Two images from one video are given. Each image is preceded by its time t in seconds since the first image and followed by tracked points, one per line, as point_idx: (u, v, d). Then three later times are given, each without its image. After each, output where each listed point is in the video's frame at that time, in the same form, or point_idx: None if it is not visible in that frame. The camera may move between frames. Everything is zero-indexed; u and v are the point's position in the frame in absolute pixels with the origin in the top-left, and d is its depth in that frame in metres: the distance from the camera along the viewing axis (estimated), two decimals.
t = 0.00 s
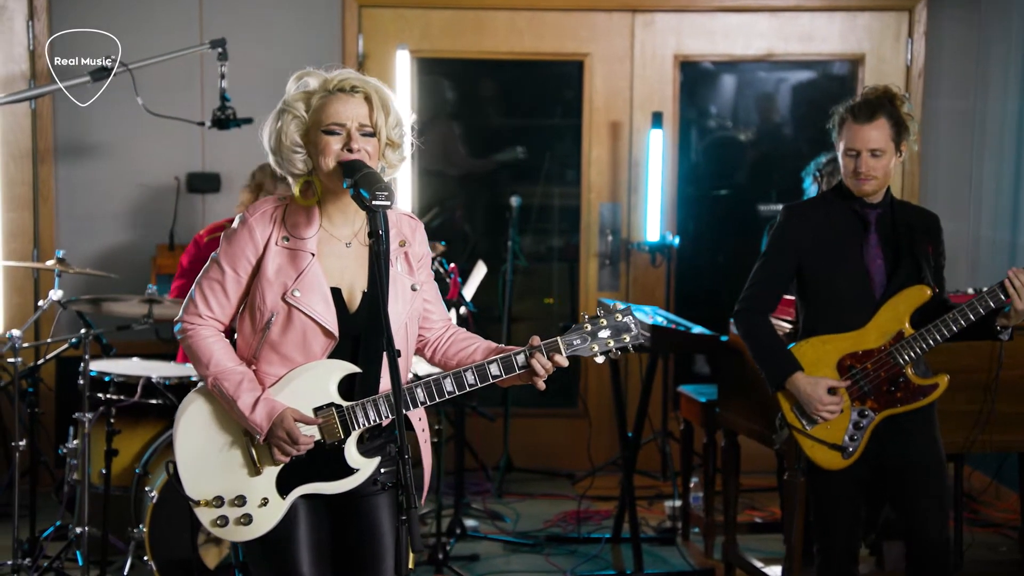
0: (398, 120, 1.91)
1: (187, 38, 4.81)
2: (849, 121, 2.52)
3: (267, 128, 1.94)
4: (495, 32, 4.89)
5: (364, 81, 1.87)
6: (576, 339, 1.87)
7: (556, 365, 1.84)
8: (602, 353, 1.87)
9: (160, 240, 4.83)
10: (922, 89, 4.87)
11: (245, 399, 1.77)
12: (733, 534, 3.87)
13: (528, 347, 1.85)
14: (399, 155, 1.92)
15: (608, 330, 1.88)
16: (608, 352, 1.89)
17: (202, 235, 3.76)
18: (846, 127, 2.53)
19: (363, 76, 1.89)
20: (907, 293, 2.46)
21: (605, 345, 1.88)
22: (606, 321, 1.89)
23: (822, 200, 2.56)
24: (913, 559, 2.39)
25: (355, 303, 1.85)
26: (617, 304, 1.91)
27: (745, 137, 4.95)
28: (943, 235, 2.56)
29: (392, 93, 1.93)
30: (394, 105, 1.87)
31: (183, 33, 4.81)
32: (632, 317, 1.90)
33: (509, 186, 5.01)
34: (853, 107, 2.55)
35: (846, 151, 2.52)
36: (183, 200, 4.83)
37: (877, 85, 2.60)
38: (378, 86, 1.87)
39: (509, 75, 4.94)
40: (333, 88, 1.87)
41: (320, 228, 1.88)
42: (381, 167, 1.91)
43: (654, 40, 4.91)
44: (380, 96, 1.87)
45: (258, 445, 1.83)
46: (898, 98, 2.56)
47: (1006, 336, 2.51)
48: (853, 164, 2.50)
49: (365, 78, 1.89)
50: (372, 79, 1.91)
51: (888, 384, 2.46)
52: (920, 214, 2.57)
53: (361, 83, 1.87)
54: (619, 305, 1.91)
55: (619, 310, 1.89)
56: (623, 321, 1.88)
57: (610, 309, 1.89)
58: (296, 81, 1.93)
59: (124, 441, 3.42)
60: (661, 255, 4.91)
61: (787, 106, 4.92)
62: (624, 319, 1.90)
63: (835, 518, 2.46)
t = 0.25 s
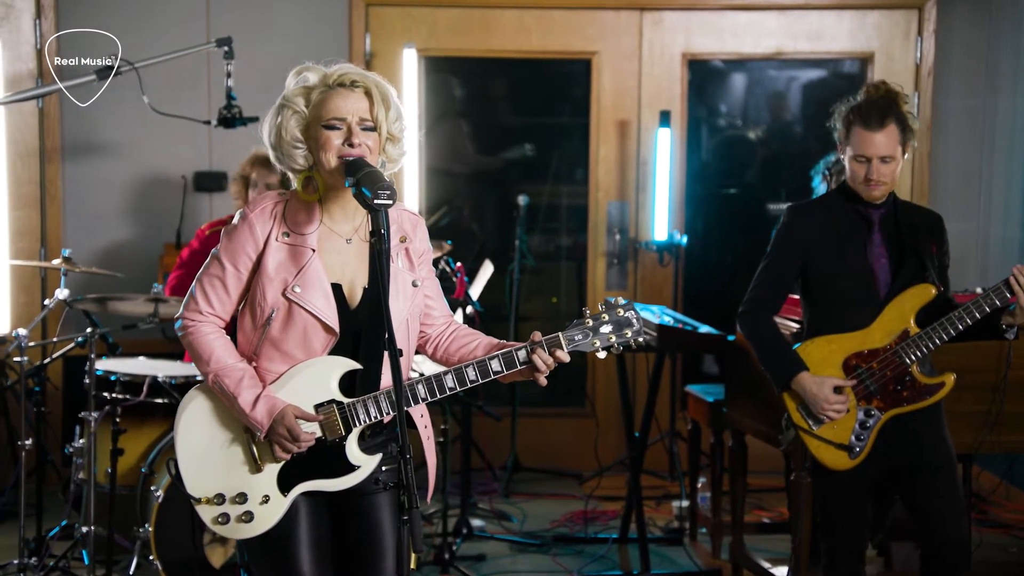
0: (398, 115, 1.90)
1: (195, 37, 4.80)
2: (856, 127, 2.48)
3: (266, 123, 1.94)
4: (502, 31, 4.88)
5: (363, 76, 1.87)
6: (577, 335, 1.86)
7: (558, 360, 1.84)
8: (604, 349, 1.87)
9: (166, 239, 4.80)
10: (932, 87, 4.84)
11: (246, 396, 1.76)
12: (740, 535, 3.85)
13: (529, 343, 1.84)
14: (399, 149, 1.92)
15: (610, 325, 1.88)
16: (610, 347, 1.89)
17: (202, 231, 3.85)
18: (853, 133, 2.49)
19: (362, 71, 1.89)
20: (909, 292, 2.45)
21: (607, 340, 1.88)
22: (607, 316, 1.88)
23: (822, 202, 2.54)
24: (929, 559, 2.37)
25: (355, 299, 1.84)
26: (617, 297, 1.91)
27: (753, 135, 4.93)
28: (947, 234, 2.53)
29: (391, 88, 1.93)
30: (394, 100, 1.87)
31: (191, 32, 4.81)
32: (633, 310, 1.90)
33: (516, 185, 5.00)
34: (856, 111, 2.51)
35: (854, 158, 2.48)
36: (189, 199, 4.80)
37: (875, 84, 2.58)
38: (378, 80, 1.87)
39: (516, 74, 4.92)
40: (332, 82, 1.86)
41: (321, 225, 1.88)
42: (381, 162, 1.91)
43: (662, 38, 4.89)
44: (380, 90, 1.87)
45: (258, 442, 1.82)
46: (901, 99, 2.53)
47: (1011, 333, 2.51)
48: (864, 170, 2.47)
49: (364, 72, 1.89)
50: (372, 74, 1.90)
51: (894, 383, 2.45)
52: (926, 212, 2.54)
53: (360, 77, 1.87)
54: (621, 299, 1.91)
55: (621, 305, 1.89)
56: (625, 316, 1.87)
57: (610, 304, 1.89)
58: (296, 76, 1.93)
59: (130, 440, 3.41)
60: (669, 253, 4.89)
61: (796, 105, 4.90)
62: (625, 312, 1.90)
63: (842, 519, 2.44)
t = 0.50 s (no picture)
0: (399, 119, 1.93)
1: (203, 37, 4.80)
2: (870, 128, 2.47)
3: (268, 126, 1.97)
4: (510, 30, 4.86)
5: (365, 80, 1.90)
6: (578, 340, 1.86)
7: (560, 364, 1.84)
8: (604, 353, 1.86)
9: (174, 238, 4.79)
10: (941, 87, 4.81)
11: (246, 400, 1.78)
12: (748, 537, 3.83)
13: (530, 348, 1.85)
14: (401, 153, 1.97)
15: (610, 330, 1.88)
16: (611, 352, 1.88)
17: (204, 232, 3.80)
18: (865, 137, 2.49)
19: (364, 75, 1.92)
20: (917, 295, 2.45)
21: (608, 345, 1.88)
22: (609, 320, 1.88)
23: (831, 202, 2.54)
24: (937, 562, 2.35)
25: (356, 303, 1.87)
26: (619, 301, 1.90)
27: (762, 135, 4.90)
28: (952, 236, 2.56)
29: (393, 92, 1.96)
30: (396, 104, 1.90)
31: (199, 32, 4.81)
32: (635, 315, 1.90)
33: (523, 186, 4.99)
34: (864, 115, 2.51)
35: (870, 161, 2.47)
36: (197, 198, 4.79)
37: (875, 86, 2.59)
38: (379, 85, 1.90)
39: (524, 74, 4.91)
40: (335, 86, 1.90)
41: (321, 228, 1.90)
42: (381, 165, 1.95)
43: (671, 38, 4.88)
44: (381, 94, 1.90)
45: (258, 446, 1.84)
46: (906, 99, 2.55)
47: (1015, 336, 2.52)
48: (880, 173, 2.46)
49: (366, 77, 1.92)
50: (373, 78, 1.93)
51: (900, 385, 2.44)
52: (929, 212, 2.56)
53: (362, 82, 1.90)
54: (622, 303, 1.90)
55: (622, 309, 1.89)
56: (626, 320, 1.87)
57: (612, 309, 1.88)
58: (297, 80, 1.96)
59: (136, 440, 3.41)
60: (677, 254, 4.87)
61: (805, 105, 4.88)
62: (626, 318, 1.90)
63: (851, 523, 2.43)
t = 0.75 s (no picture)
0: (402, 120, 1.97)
1: (213, 37, 4.80)
2: (881, 124, 2.46)
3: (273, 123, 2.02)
4: (520, 29, 4.85)
5: (370, 80, 1.94)
6: (581, 340, 1.86)
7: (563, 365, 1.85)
8: (608, 353, 1.87)
9: (184, 237, 4.78)
10: (953, 87, 4.78)
11: (247, 400, 1.85)
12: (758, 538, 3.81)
13: (533, 347, 1.86)
14: (403, 154, 1.99)
15: (613, 330, 1.89)
16: (615, 352, 1.90)
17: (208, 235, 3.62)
18: (876, 132, 2.47)
19: (368, 75, 1.95)
20: (930, 295, 2.43)
21: (611, 346, 1.89)
22: (612, 320, 1.89)
23: (842, 200, 2.53)
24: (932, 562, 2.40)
25: (358, 303, 1.93)
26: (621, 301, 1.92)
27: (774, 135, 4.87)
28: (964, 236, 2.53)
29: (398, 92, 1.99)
30: (399, 105, 1.94)
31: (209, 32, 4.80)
32: (636, 315, 1.91)
33: (533, 186, 4.97)
34: (876, 112, 2.50)
35: (880, 157, 2.46)
36: (206, 198, 4.78)
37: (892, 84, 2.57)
38: (383, 86, 1.93)
39: (534, 73, 4.90)
40: (339, 86, 1.93)
41: (323, 228, 1.97)
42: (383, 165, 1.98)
43: (681, 37, 4.85)
44: (385, 95, 1.93)
45: (261, 447, 1.90)
46: (920, 97, 2.53)
47: None
48: (890, 169, 2.44)
49: (370, 77, 1.95)
50: (377, 78, 1.97)
51: (911, 386, 2.43)
52: (942, 211, 2.53)
53: (366, 82, 1.93)
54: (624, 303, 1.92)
55: (624, 310, 1.90)
56: (629, 320, 1.88)
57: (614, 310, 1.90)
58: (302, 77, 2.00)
59: (144, 440, 3.42)
60: (687, 254, 4.85)
61: (816, 104, 4.85)
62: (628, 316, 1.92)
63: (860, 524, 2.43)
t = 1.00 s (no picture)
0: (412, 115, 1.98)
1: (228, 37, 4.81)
2: (898, 121, 2.45)
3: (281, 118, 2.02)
4: (536, 29, 4.84)
5: (381, 76, 1.95)
6: (590, 335, 1.89)
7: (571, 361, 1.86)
8: (616, 348, 1.89)
9: (199, 237, 4.78)
10: (972, 85, 4.73)
11: (256, 398, 1.86)
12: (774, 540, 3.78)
13: (540, 344, 1.87)
14: (413, 151, 2.00)
15: (622, 325, 1.89)
16: (623, 347, 1.91)
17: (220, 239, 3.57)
18: (892, 130, 2.46)
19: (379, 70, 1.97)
20: (946, 291, 2.41)
21: (619, 341, 1.90)
22: (621, 315, 1.90)
23: (855, 200, 2.51)
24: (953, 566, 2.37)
25: (366, 300, 1.95)
26: (630, 296, 1.93)
27: (790, 134, 4.85)
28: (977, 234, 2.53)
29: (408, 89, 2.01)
30: (410, 100, 1.95)
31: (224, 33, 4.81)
32: (645, 309, 1.93)
33: (548, 186, 4.96)
34: (889, 111, 2.50)
35: (897, 155, 2.45)
36: (221, 197, 4.78)
37: (898, 84, 2.58)
38: (394, 82, 1.95)
39: (549, 73, 4.89)
40: (350, 81, 1.95)
41: (331, 224, 1.98)
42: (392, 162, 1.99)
43: (697, 36, 4.83)
44: (396, 91, 1.95)
45: (269, 445, 1.90)
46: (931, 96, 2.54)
47: None
48: (907, 166, 2.43)
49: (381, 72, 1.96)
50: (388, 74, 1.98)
51: (929, 385, 2.41)
52: (954, 212, 2.53)
53: (377, 77, 1.94)
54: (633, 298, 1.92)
55: (633, 304, 1.91)
56: (638, 315, 1.89)
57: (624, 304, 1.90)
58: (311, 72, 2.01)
59: (158, 440, 3.43)
60: (703, 254, 4.82)
61: (834, 103, 4.82)
62: (637, 311, 1.93)
63: (875, 524, 2.41)
